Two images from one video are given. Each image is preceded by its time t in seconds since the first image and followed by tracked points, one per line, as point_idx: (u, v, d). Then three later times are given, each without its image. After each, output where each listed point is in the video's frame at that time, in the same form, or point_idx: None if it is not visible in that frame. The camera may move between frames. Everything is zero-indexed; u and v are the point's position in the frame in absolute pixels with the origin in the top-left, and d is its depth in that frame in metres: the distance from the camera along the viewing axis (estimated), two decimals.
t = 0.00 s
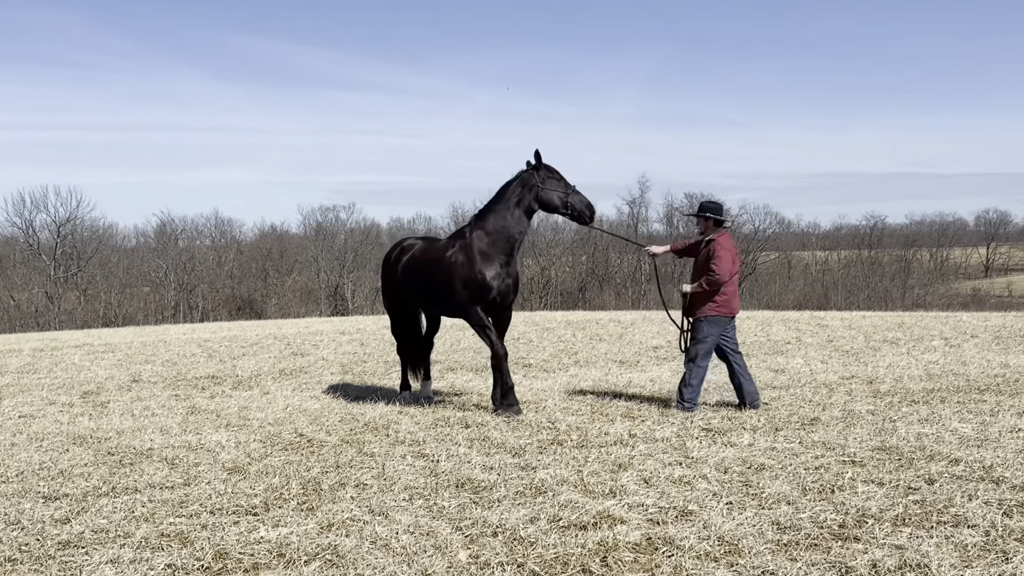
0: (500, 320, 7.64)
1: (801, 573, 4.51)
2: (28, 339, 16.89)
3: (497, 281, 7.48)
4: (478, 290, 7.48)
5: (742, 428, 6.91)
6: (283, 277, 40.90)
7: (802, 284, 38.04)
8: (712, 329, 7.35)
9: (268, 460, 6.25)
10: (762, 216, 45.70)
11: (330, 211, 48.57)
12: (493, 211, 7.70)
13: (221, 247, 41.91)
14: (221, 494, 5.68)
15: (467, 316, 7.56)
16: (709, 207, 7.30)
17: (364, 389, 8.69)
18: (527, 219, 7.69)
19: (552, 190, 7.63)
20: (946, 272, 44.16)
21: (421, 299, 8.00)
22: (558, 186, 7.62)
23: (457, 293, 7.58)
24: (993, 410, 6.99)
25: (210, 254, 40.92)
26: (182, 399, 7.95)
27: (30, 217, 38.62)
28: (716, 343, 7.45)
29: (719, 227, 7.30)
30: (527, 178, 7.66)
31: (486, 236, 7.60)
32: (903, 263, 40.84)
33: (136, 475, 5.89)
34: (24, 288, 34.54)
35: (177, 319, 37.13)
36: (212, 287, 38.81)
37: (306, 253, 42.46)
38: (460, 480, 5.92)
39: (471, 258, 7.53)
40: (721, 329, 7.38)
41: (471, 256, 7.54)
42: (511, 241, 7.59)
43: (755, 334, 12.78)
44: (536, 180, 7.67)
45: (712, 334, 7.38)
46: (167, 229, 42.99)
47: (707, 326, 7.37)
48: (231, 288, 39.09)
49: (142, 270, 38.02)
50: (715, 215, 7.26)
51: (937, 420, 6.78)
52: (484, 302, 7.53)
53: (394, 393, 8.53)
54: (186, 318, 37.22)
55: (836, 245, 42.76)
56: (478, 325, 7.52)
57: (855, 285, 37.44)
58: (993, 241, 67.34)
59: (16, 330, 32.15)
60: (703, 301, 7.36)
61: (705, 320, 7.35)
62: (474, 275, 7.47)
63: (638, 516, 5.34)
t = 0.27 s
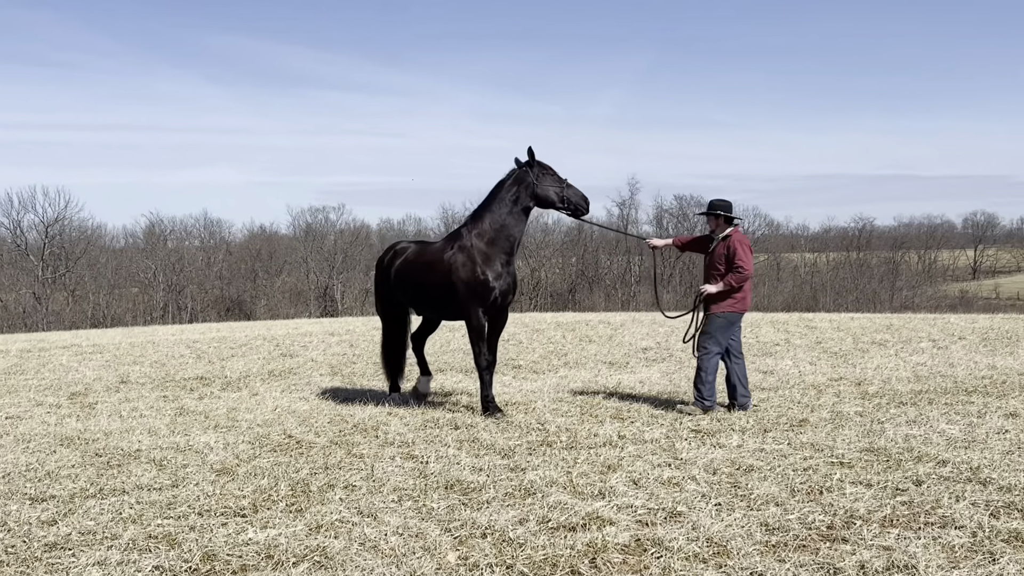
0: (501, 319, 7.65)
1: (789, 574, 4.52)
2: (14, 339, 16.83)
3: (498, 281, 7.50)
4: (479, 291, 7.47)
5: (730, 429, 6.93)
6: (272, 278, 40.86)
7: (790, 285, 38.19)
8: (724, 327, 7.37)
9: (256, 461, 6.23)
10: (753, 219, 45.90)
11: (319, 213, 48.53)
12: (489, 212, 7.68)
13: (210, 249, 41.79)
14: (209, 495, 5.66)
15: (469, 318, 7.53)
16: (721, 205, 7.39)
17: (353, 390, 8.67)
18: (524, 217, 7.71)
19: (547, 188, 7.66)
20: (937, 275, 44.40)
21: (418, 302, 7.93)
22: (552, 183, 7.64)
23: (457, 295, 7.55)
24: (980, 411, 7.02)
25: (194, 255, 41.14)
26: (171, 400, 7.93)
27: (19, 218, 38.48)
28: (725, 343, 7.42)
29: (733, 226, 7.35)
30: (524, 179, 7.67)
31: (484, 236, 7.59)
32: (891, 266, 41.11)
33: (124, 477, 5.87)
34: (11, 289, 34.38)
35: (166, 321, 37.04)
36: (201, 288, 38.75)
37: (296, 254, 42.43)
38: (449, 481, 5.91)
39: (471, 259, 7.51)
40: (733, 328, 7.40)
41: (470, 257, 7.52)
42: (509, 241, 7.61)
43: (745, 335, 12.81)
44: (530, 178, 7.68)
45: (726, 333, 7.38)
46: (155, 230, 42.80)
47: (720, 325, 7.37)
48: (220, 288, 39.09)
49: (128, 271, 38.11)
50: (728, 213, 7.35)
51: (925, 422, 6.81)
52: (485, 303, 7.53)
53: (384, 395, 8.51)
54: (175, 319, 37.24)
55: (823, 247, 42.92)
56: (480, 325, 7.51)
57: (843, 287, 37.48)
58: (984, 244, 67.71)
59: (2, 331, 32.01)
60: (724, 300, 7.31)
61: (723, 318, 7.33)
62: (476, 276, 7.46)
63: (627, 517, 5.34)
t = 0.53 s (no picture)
0: (503, 319, 7.64)
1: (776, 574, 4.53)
2: None
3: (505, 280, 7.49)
4: (485, 289, 7.44)
5: (718, 430, 6.94)
6: (259, 278, 40.75)
7: (776, 283, 38.26)
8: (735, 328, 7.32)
9: (243, 462, 6.21)
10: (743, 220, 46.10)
11: (308, 213, 48.44)
12: (496, 211, 7.66)
13: (196, 249, 41.62)
14: (196, 496, 5.64)
15: (473, 317, 7.50)
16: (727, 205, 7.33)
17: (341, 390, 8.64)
18: (529, 217, 7.75)
19: (554, 188, 7.73)
20: (925, 276, 44.68)
21: (417, 301, 7.79)
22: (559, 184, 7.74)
23: (463, 293, 7.48)
24: (966, 412, 7.06)
25: (181, 255, 41.07)
26: (157, 401, 7.89)
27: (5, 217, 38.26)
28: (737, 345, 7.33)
29: (738, 226, 7.31)
30: (533, 179, 7.72)
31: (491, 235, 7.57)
32: (877, 267, 41.40)
33: (110, 478, 5.84)
34: None
35: (152, 320, 36.91)
36: (188, 287, 38.64)
37: (283, 254, 42.27)
38: (437, 482, 5.90)
39: (478, 258, 7.47)
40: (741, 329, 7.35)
41: (478, 256, 7.48)
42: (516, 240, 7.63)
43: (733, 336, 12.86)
44: (537, 178, 7.74)
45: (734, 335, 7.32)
46: (142, 229, 42.57)
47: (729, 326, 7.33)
48: (207, 288, 38.93)
49: (116, 271, 37.98)
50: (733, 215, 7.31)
51: (911, 423, 6.84)
52: (492, 304, 7.51)
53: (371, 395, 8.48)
54: (161, 319, 37.15)
55: (812, 247, 43.07)
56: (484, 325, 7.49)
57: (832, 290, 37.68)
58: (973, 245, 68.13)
59: None
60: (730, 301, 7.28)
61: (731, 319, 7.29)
62: (484, 275, 7.44)
63: (615, 518, 5.35)
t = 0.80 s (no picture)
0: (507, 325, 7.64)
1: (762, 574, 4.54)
2: None
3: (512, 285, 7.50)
4: (494, 294, 7.44)
5: (705, 430, 6.96)
6: (245, 278, 40.65)
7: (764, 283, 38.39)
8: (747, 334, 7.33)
9: (229, 462, 6.19)
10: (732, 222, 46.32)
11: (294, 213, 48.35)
12: (511, 215, 7.67)
13: (182, 249, 41.51)
14: (181, 497, 5.61)
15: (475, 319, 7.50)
16: (728, 209, 7.29)
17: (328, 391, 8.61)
18: (542, 226, 7.80)
19: (572, 202, 7.84)
20: (912, 277, 44.98)
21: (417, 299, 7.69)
22: (578, 200, 7.85)
23: (468, 294, 7.43)
24: (950, 412, 7.10)
25: (168, 254, 40.97)
26: (143, 401, 7.85)
27: None
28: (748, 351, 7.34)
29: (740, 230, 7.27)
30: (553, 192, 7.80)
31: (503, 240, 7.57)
32: (862, 268, 41.65)
33: (95, 478, 5.81)
34: None
35: (138, 320, 36.79)
36: (174, 287, 38.54)
37: (269, 254, 42.12)
38: (424, 483, 5.90)
39: (489, 261, 7.45)
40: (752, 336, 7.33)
41: (489, 259, 7.46)
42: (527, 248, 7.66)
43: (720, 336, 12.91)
44: (557, 191, 7.83)
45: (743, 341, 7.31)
46: (128, 229, 42.37)
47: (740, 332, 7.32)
48: (193, 288, 38.74)
49: (102, 271, 37.84)
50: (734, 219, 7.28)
51: (897, 423, 6.87)
52: (496, 309, 7.52)
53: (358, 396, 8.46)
54: (147, 319, 37.05)
55: (799, 249, 43.30)
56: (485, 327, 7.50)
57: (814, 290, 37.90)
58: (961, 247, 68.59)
59: None
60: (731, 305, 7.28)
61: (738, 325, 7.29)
62: (493, 279, 7.42)
63: (602, 518, 5.35)
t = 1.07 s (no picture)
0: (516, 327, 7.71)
1: (747, 574, 4.55)
2: None
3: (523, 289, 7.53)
4: (505, 297, 7.45)
5: (690, 430, 6.98)
6: (231, 278, 40.49)
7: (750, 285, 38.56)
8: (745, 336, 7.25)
9: (214, 463, 6.17)
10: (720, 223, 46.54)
11: (280, 213, 48.23)
12: (525, 217, 7.68)
13: (166, 249, 41.33)
14: (166, 498, 5.58)
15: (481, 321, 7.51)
16: (734, 209, 7.21)
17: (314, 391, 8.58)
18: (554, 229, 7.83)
19: (587, 206, 7.87)
20: (897, 279, 45.30)
21: (422, 297, 7.61)
22: (594, 205, 7.87)
23: (478, 295, 7.42)
24: (935, 412, 7.14)
25: (153, 254, 40.83)
26: (127, 401, 7.81)
27: None
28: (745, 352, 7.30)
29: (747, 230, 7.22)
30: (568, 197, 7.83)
31: (516, 242, 7.57)
32: (847, 269, 41.88)
33: (78, 479, 5.78)
34: None
35: (122, 320, 36.64)
36: (159, 287, 38.39)
37: (255, 254, 41.94)
38: (410, 483, 5.89)
39: (501, 263, 7.45)
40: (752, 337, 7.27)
41: (502, 261, 7.46)
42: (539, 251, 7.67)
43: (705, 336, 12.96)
44: (573, 195, 7.86)
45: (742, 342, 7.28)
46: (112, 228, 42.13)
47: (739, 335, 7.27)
48: (178, 288, 38.62)
49: (86, 271, 37.67)
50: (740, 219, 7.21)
51: (881, 422, 6.91)
52: (504, 312, 7.54)
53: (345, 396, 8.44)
54: (132, 319, 36.91)
55: (785, 249, 43.50)
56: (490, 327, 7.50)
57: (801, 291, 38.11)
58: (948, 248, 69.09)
59: None
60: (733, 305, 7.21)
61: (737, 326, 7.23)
62: (505, 282, 7.43)
63: (588, 518, 5.35)
